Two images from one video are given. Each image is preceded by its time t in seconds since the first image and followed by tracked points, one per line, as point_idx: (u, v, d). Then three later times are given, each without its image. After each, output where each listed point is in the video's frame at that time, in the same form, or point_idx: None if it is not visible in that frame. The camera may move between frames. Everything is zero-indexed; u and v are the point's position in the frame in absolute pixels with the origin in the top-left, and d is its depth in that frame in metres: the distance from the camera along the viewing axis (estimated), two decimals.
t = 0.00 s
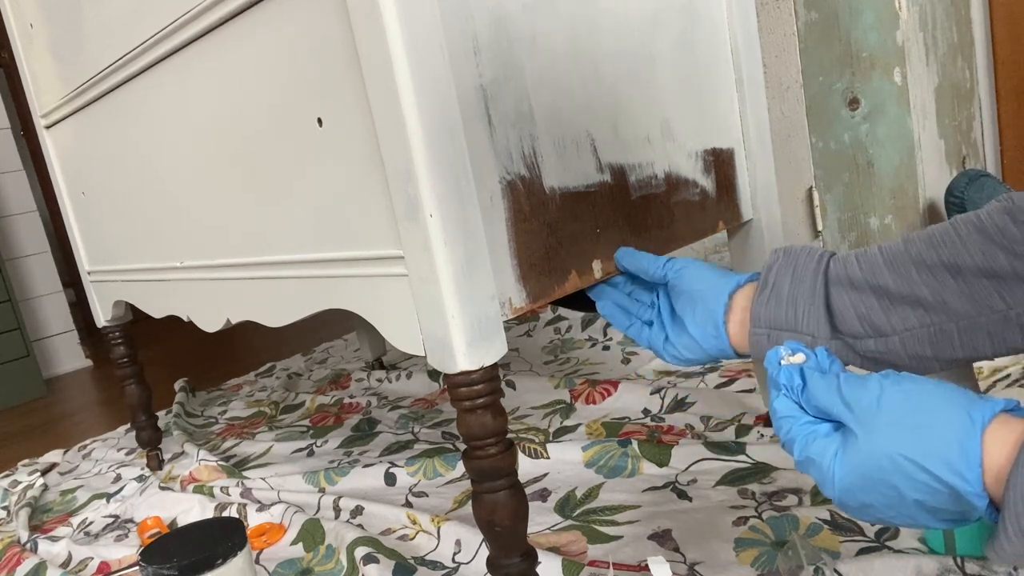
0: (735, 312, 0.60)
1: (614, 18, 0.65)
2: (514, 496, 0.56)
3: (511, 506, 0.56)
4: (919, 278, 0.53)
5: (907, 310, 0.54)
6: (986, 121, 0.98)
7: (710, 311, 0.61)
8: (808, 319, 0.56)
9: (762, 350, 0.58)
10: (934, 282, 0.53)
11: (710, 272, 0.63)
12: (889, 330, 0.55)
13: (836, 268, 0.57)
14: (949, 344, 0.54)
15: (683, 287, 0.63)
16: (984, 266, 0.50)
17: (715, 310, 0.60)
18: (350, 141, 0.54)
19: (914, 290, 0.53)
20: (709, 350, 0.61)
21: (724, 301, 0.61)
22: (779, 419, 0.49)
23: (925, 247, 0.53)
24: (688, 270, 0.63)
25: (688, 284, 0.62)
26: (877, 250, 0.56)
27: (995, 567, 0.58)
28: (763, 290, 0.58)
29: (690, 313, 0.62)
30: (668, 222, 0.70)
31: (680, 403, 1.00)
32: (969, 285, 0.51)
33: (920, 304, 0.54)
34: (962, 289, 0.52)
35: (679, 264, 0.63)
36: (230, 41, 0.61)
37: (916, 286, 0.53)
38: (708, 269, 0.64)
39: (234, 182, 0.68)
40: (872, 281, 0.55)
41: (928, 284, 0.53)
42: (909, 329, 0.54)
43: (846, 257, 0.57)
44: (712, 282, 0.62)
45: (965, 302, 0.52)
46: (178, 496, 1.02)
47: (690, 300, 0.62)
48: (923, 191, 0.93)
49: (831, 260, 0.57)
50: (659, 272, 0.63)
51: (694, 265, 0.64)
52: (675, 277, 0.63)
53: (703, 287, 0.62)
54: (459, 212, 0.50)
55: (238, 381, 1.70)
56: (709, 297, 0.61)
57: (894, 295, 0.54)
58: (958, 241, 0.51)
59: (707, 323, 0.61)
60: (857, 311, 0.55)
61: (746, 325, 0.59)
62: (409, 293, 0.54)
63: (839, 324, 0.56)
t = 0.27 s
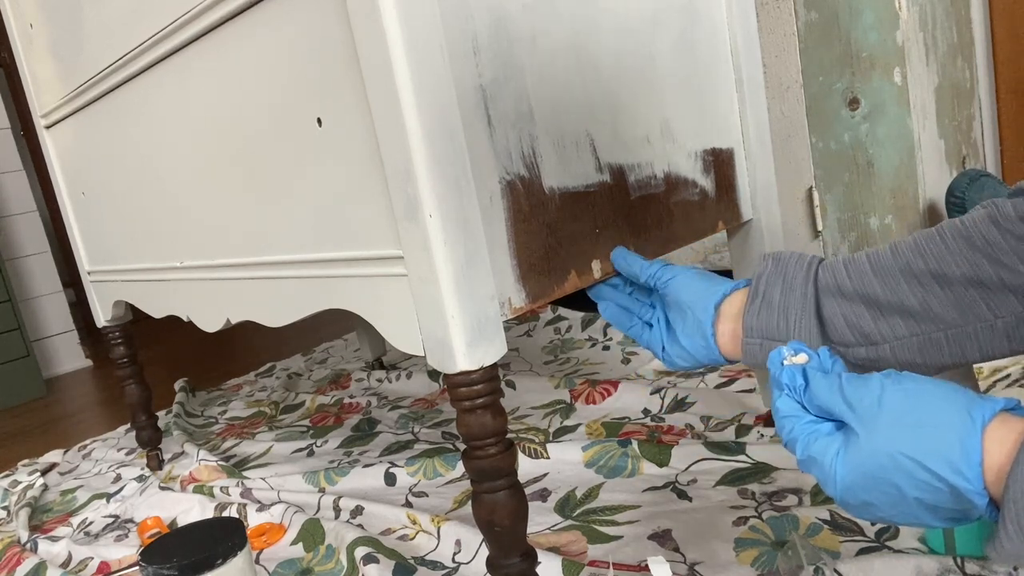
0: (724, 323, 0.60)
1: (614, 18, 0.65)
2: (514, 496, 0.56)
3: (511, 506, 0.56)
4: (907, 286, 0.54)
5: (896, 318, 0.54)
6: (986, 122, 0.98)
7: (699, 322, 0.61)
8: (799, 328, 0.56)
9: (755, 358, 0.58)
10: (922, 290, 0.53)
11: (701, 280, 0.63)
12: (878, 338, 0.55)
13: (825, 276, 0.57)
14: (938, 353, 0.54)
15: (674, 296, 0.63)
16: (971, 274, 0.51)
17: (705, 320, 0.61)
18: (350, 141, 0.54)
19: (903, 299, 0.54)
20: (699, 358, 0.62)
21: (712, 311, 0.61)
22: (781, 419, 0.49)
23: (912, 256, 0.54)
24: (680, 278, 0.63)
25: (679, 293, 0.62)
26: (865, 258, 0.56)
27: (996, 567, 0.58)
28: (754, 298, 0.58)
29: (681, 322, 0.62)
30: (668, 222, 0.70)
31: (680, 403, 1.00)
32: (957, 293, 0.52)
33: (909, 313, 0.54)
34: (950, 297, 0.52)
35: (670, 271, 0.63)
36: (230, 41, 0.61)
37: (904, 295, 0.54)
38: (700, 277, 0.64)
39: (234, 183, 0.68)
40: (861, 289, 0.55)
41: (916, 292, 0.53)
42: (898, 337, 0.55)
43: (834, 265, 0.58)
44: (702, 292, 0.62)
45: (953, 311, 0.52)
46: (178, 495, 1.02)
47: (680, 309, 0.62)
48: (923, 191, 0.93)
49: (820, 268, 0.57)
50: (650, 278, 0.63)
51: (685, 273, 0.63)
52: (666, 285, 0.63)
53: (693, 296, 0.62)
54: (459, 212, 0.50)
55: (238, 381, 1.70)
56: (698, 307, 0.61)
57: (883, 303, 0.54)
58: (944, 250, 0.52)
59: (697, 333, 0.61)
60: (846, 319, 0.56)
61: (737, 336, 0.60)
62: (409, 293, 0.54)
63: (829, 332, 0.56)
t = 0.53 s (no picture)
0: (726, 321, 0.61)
1: (614, 18, 0.65)
2: (514, 496, 0.56)
3: (511, 506, 0.56)
4: (910, 280, 0.53)
5: (899, 311, 0.54)
6: (985, 122, 0.98)
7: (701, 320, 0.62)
8: (802, 324, 0.57)
9: (759, 355, 0.59)
10: (925, 285, 0.53)
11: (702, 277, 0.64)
12: (883, 332, 0.55)
13: (828, 271, 0.57)
14: (942, 345, 0.54)
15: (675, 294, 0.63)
16: (974, 269, 0.50)
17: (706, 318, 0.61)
18: (349, 141, 0.54)
19: (905, 293, 0.54)
20: (702, 355, 0.63)
21: (714, 308, 0.62)
22: (786, 420, 0.49)
23: (915, 250, 0.53)
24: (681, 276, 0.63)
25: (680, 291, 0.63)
26: (868, 252, 0.56)
27: (996, 567, 0.58)
28: (757, 294, 0.59)
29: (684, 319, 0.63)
30: (668, 222, 0.71)
31: (680, 403, 1.00)
32: (960, 287, 0.52)
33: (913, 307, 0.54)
34: (953, 291, 0.52)
35: (671, 269, 0.63)
36: (230, 41, 0.61)
37: (908, 289, 0.53)
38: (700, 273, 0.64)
39: (234, 183, 0.68)
40: (863, 284, 0.55)
41: (919, 286, 0.53)
42: (902, 330, 0.55)
43: (837, 258, 0.57)
44: (704, 289, 0.62)
45: (956, 304, 0.52)
46: (178, 496, 1.02)
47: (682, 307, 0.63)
48: (923, 191, 0.92)
49: (823, 262, 0.57)
50: (650, 277, 0.63)
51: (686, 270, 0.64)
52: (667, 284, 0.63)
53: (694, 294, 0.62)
54: (458, 212, 0.50)
55: (238, 381, 1.70)
56: (700, 305, 0.62)
57: (886, 297, 0.54)
58: (947, 244, 0.52)
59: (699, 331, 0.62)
60: (849, 314, 0.56)
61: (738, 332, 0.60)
62: (409, 293, 0.54)
63: (833, 327, 0.57)
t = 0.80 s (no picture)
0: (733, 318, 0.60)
1: (614, 18, 0.65)
2: (514, 496, 0.56)
3: (511, 506, 0.56)
4: (919, 275, 0.53)
5: (908, 308, 0.54)
6: (986, 120, 0.98)
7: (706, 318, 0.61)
8: (810, 322, 0.56)
9: (765, 353, 0.58)
10: (935, 279, 0.53)
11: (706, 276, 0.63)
12: (891, 329, 0.54)
13: (834, 268, 0.56)
14: (951, 341, 0.53)
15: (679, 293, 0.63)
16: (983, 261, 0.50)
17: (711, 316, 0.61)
18: (350, 141, 0.54)
19: (915, 288, 0.53)
20: (709, 355, 0.62)
21: (720, 306, 0.61)
22: (790, 422, 0.49)
23: (923, 245, 0.53)
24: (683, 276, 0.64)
25: (685, 290, 0.63)
26: (875, 248, 0.55)
27: (996, 567, 0.58)
28: (763, 294, 0.58)
29: (689, 319, 0.62)
30: (668, 222, 0.70)
31: (680, 403, 1.00)
32: (970, 280, 0.51)
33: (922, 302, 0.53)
34: (963, 284, 0.52)
35: (674, 270, 0.64)
36: (230, 40, 0.61)
37: (917, 284, 0.53)
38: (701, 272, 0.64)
39: (234, 182, 0.68)
40: (871, 280, 0.55)
41: (928, 281, 0.53)
42: (911, 327, 0.54)
43: (842, 256, 0.57)
44: (708, 288, 0.62)
45: (966, 298, 0.52)
46: (178, 496, 1.02)
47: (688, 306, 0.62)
48: (923, 191, 0.92)
49: (829, 259, 0.57)
50: (654, 279, 0.63)
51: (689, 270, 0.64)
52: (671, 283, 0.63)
53: (699, 293, 0.62)
54: (459, 212, 0.50)
55: (238, 381, 1.70)
56: (704, 303, 0.61)
57: (895, 293, 0.54)
58: (955, 238, 0.52)
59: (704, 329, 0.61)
60: (858, 311, 0.55)
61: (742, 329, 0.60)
62: (409, 293, 0.54)
63: (841, 325, 0.56)
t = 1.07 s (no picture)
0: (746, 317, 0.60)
1: (614, 18, 0.65)
2: (514, 496, 0.56)
3: (511, 506, 0.56)
4: (933, 277, 0.54)
5: (921, 310, 0.54)
6: (985, 120, 0.98)
7: (719, 317, 0.60)
8: (823, 323, 0.56)
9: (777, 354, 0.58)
10: (949, 282, 0.53)
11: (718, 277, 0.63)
12: (905, 331, 0.55)
13: (847, 270, 0.56)
14: (965, 344, 0.54)
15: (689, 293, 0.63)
16: (998, 264, 0.51)
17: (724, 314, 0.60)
18: (350, 141, 0.54)
19: (929, 291, 0.54)
20: (720, 355, 0.61)
21: (734, 305, 0.60)
22: (788, 422, 0.49)
23: (937, 248, 0.54)
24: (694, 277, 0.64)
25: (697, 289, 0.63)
26: (888, 251, 0.56)
27: (996, 567, 0.58)
28: (775, 295, 0.58)
29: (700, 318, 0.62)
30: (668, 222, 0.70)
31: (680, 403, 1.00)
32: (984, 283, 0.52)
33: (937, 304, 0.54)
34: (976, 287, 0.52)
35: (685, 271, 0.64)
36: (230, 40, 0.61)
37: (932, 287, 0.54)
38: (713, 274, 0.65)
39: (234, 182, 0.68)
40: (885, 282, 0.55)
41: (942, 284, 0.54)
42: (925, 329, 0.54)
43: (855, 259, 0.57)
44: (719, 288, 0.62)
45: (980, 301, 0.53)
46: (178, 496, 1.02)
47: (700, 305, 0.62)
48: (923, 191, 0.92)
49: (842, 261, 0.57)
50: (665, 278, 0.63)
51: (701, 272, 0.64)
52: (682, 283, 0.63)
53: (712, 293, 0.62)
54: (458, 212, 0.50)
55: (238, 381, 1.70)
56: (718, 302, 0.61)
57: (909, 295, 0.54)
58: (970, 241, 0.52)
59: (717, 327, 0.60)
60: (871, 313, 0.55)
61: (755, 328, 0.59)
62: (410, 293, 0.54)
63: (854, 326, 0.56)
